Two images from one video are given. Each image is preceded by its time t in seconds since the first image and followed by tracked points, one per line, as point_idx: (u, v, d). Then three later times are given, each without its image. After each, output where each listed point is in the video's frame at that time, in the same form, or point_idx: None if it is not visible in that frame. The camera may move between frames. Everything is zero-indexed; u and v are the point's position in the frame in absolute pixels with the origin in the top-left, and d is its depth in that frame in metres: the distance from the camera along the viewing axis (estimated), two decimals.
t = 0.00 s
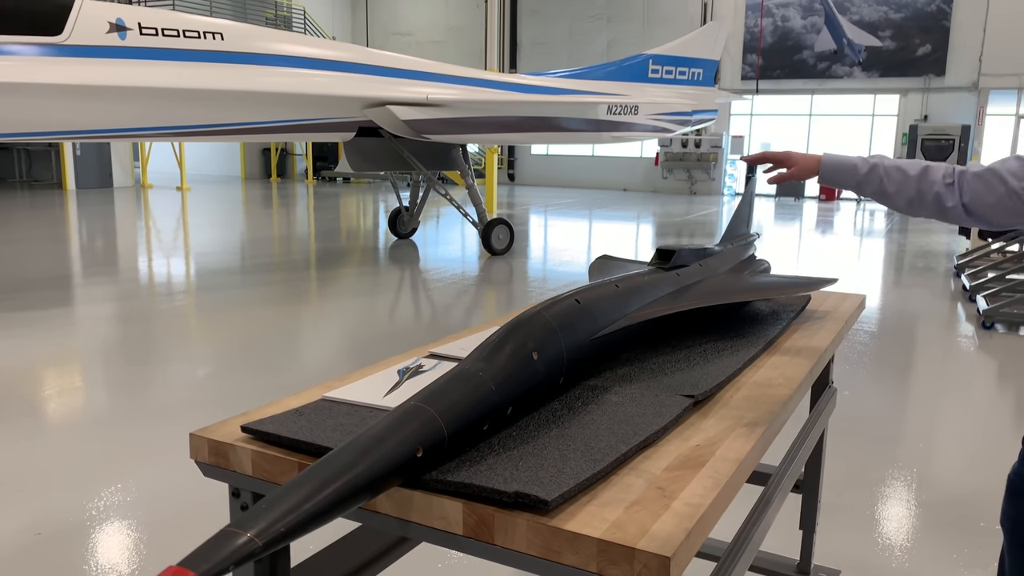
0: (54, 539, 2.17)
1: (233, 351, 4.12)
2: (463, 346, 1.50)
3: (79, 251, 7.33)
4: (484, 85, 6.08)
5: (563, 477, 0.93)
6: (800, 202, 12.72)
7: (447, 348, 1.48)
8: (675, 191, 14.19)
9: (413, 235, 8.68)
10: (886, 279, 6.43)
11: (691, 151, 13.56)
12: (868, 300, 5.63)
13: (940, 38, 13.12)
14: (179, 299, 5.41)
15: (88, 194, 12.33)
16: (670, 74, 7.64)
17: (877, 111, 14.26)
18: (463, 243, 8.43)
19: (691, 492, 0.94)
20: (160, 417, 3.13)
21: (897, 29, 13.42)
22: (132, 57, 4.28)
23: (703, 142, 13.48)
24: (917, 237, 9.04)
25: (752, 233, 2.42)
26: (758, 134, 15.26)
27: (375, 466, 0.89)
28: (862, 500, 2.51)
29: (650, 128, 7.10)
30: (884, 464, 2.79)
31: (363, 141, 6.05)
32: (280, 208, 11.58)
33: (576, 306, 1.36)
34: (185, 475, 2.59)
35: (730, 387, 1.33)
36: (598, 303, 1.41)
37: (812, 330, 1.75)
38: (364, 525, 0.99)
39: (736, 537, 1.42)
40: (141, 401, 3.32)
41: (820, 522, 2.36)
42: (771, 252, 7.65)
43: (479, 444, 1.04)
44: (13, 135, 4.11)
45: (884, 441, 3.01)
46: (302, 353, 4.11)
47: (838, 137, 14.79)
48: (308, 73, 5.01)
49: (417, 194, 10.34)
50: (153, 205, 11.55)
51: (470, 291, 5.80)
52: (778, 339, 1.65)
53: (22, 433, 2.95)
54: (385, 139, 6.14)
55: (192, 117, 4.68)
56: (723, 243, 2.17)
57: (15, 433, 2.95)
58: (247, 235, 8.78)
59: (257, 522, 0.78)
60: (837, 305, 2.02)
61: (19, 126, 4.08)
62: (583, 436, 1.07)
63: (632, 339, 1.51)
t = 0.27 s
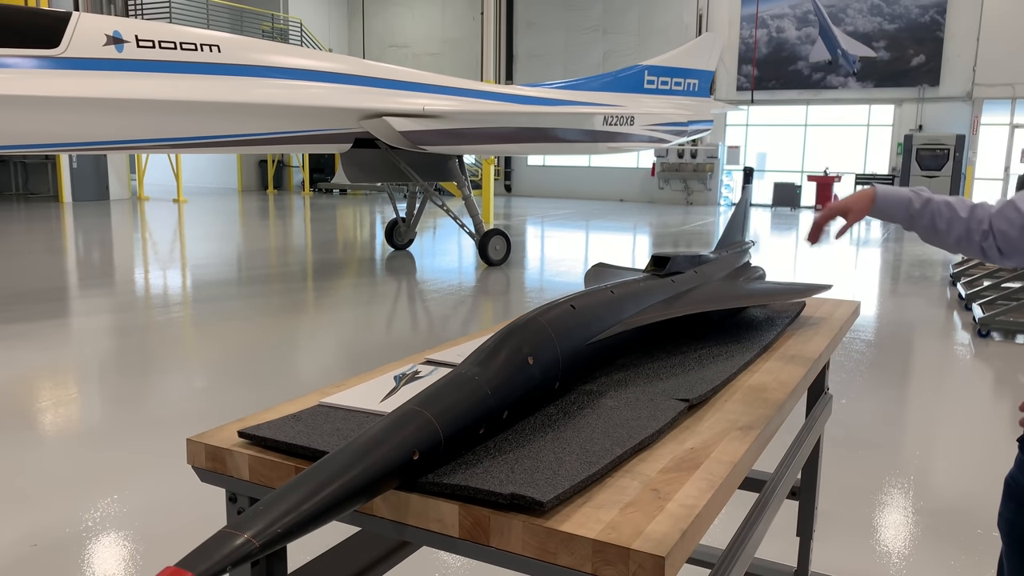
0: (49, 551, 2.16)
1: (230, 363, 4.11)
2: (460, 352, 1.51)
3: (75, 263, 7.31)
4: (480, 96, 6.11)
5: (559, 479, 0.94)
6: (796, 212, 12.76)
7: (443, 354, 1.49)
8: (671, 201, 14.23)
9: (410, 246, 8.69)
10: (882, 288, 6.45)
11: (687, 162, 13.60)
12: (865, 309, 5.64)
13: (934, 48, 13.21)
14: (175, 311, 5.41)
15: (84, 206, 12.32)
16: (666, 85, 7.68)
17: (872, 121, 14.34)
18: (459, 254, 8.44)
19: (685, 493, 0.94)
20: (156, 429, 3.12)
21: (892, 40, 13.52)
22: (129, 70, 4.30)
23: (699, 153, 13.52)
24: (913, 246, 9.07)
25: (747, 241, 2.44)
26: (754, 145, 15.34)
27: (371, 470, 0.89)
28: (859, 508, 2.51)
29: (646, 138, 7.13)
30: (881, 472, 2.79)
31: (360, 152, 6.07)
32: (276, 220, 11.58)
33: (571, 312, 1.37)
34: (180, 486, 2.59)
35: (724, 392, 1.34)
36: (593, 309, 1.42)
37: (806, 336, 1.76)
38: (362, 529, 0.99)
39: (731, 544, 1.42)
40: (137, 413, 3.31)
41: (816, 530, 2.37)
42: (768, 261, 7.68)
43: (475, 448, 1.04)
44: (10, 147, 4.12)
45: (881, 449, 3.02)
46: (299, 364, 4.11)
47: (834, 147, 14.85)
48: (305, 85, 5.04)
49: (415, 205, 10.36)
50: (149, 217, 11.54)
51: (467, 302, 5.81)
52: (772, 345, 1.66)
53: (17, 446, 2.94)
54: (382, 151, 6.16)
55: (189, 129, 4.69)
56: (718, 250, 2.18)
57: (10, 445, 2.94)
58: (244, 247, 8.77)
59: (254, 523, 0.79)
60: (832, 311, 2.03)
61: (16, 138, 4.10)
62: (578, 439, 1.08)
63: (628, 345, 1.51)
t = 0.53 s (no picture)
0: (48, 557, 2.16)
1: (228, 368, 4.11)
2: (455, 355, 1.51)
3: (73, 270, 7.31)
4: (477, 100, 6.12)
5: (552, 481, 0.94)
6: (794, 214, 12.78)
7: (438, 358, 1.49)
8: (669, 204, 14.25)
9: (408, 250, 8.69)
10: (880, 289, 6.46)
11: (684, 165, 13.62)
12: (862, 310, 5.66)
13: (930, 50, 13.24)
14: (174, 316, 5.41)
15: (82, 212, 12.31)
16: (663, 87, 7.71)
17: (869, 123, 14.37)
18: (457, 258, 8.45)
19: (679, 494, 0.94)
20: (155, 435, 3.12)
21: (888, 42, 13.57)
22: (127, 76, 4.30)
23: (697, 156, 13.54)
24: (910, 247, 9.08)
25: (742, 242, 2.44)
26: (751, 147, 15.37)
27: (365, 473, 0.89)
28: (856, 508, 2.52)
29: (644, 141, 7.15)
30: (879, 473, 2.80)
31: (357, 157, 6.08)
32: (275, 225, 11.58)
33: (565, 314, 1.37)
34: (178, 492, 2.59)
35: (719, 393, 1.34)
36: (588, 311, 1.43)
37: (801, 337, 1.76)
38: (356, 533, 0.99)
39: (727, 545, 1.42)
40: (136, 418, 3.31)
41: (815, 531, 2.37)
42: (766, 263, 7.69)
43: (470, 450, 1.05)
44: (8, 154, 4.12)
45: (879, 450, 3.02)
46: (297, 369, 4.11)
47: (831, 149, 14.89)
48: (302, 89, 5.05)
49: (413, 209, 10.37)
50: (148, 223, 11.54)
51: (466, 305, 5.81)
52: (767, 346, 1.66)
53: (16, 452, 2.93)
54: (380, 155, 6.17)
55: (187, 135, 4.70)
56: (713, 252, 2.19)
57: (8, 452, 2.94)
58: (242, 252, 8.78)
59: (247, 526, 0.79)
60: (827, 312, 2.03)
61: (14, 145, 4.10)
62: (572, 441, 1.08)
63: (623, 346, 1.51)
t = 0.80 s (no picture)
0: (41, 564, 2.14)
1: (222, 372, 4.09)
2: (442, 361, 1.50)
3: (68, 275, 7.28)
4: (470, 103, 6.11)
5: (536, 490, 0.93)
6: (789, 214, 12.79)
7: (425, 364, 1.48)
8: (664, 205, 14.25)
9: (403, 253, 8.68)
10: (874, 288, 6.48)
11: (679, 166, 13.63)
12: (856, 310, 5.66)
13: (923, 50, 13.26)
14: (169, 320, 5.39)
15: (76, 217, 12.27)
16: (657, 89, 7.71)
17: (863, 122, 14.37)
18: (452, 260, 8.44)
19: (664, 501, 0.93)
20: (150, 440, 3.10)
21: (881, 42, 13.57)
22: (120, 80, 4.29)
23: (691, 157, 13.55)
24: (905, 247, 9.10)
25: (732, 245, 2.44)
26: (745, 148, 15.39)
27: (347, 482, 0.89)
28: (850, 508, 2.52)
29: (638, 143, 7.15)
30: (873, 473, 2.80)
31: (351, 160, 6.07)
32: (270, 228, 11.55)
33: (552, 319, 1.36)
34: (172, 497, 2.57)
35: (707, 397, 1.33)
36: (575, 316, 1.42)
37: (791, 339, 1.76)
38: (340, 543, 0.98)
39: (717, 548, 1.42)
40: (131, 424, 3.30)
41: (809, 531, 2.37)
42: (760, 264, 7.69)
43: (454, 458, 1.04)
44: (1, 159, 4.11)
45: (873, 450, 3.03)
46: (291, 373, 4.10)
47: (826, 149, 14.90)
48: (296, 93, 5.04)
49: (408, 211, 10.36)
50: (143, 228, 11.51)
51: (461, 308, 5.81)
52: (756, 349, 1.65)
53: (10, 458, 2.92)
54: (373, 158, 6.16)
55: (181, 139, 4.69)
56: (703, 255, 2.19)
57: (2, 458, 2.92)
58: (237, 256, 8.75)
59: (227, 538, 0.78)
60: (816, 314, 2.03)
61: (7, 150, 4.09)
62: (557, 448, 1.07)
63: (611, 350, 1.51)
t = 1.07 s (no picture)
0: None
1: (207, 381, 4.06)
2: (415, 377, 1.48)
3: (54, 283, 7.23)
4: (458, 109, 6.10)
5: (498, 512, 0.92)
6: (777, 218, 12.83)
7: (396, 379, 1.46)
8: (653, 210, 14.28)
9: (392, 260, 8.66)
10: (861, 292, 6.50)
11: (668, 171, 13.67)
12: (843, 315, 5.68)
13: (908, 55, 13.35)
14: (155, 328, 5.36)
15: (63, 225, 12.18)
16: (644, 95, 7.73)
17: (850, 127, 14.45)
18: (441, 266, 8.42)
19: (629, 522, 0.92)
20: (134, 450, 3.06)
21: (866, 47, 13.65)
22: (105, 88, 4.26)
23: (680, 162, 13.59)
24: (892, 251, 9.14)
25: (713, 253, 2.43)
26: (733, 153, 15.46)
27: (305, 506, 0.87)
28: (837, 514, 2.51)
29: (626, 149, 7.16)
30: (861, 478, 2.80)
31: (338, 167, 6.05)
32: (258, 236, 11.51)
33: (523, 333, 1.35)
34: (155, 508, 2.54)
35: (680, 411, 1.32)
36: (547, 329, 1.41)
37: (768, 349, 1.75)
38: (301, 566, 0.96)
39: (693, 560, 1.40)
40: (116, 433, 3.26)
41: (796, 537, 2.36)
42: (748, 268, 7.71)
43: (418, 479, 1.02)
44: None
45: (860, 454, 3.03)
46: (277, 381, 4.07)
47: (813, 154, 14.97)
48: (283, 100, 5.02)
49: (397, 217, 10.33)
50: (130, 235, 11.44)
51: (449, 314, 5.79)
52: (732, 360, 1.64)
53: None
54: (360, 165, 6.14)
55: (166, 146, 4.66)
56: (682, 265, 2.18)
57: None
58: (225, 263, 8.71)
59: (178, 565, 0.76)
60: (795, 322, 2.02)
61: None
62: (523, 467, 1.06)
63: (585, 362, 1.49)
